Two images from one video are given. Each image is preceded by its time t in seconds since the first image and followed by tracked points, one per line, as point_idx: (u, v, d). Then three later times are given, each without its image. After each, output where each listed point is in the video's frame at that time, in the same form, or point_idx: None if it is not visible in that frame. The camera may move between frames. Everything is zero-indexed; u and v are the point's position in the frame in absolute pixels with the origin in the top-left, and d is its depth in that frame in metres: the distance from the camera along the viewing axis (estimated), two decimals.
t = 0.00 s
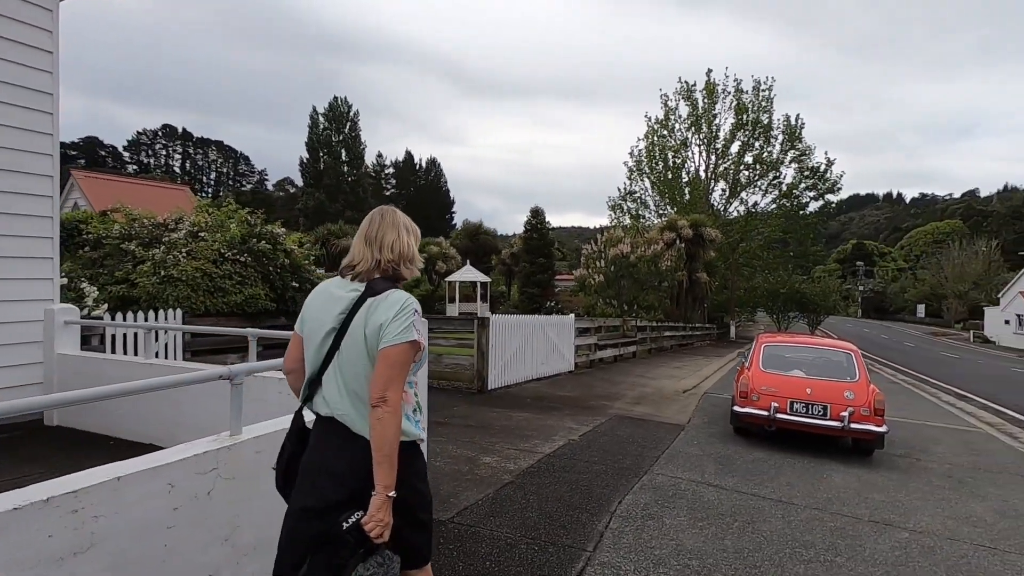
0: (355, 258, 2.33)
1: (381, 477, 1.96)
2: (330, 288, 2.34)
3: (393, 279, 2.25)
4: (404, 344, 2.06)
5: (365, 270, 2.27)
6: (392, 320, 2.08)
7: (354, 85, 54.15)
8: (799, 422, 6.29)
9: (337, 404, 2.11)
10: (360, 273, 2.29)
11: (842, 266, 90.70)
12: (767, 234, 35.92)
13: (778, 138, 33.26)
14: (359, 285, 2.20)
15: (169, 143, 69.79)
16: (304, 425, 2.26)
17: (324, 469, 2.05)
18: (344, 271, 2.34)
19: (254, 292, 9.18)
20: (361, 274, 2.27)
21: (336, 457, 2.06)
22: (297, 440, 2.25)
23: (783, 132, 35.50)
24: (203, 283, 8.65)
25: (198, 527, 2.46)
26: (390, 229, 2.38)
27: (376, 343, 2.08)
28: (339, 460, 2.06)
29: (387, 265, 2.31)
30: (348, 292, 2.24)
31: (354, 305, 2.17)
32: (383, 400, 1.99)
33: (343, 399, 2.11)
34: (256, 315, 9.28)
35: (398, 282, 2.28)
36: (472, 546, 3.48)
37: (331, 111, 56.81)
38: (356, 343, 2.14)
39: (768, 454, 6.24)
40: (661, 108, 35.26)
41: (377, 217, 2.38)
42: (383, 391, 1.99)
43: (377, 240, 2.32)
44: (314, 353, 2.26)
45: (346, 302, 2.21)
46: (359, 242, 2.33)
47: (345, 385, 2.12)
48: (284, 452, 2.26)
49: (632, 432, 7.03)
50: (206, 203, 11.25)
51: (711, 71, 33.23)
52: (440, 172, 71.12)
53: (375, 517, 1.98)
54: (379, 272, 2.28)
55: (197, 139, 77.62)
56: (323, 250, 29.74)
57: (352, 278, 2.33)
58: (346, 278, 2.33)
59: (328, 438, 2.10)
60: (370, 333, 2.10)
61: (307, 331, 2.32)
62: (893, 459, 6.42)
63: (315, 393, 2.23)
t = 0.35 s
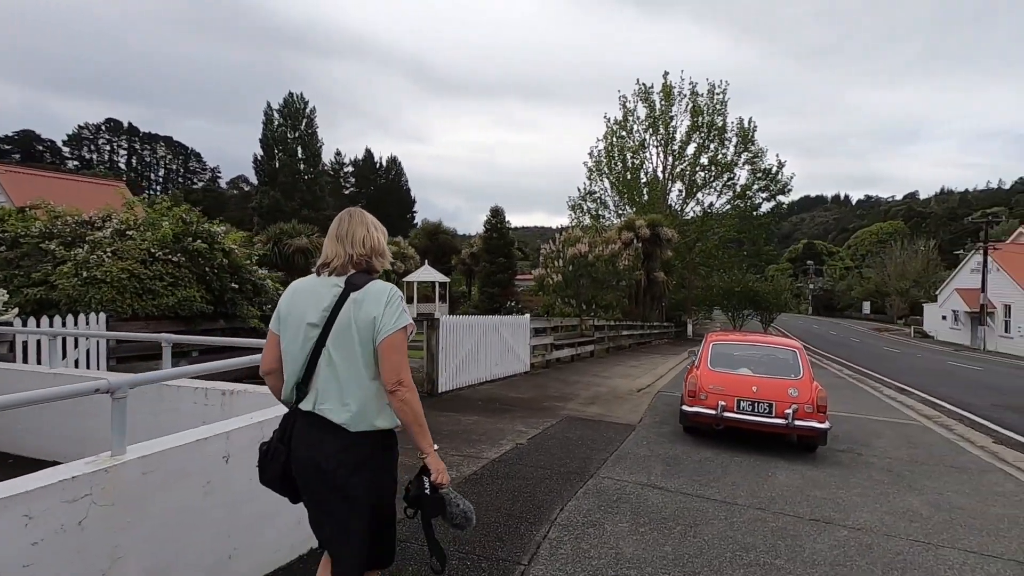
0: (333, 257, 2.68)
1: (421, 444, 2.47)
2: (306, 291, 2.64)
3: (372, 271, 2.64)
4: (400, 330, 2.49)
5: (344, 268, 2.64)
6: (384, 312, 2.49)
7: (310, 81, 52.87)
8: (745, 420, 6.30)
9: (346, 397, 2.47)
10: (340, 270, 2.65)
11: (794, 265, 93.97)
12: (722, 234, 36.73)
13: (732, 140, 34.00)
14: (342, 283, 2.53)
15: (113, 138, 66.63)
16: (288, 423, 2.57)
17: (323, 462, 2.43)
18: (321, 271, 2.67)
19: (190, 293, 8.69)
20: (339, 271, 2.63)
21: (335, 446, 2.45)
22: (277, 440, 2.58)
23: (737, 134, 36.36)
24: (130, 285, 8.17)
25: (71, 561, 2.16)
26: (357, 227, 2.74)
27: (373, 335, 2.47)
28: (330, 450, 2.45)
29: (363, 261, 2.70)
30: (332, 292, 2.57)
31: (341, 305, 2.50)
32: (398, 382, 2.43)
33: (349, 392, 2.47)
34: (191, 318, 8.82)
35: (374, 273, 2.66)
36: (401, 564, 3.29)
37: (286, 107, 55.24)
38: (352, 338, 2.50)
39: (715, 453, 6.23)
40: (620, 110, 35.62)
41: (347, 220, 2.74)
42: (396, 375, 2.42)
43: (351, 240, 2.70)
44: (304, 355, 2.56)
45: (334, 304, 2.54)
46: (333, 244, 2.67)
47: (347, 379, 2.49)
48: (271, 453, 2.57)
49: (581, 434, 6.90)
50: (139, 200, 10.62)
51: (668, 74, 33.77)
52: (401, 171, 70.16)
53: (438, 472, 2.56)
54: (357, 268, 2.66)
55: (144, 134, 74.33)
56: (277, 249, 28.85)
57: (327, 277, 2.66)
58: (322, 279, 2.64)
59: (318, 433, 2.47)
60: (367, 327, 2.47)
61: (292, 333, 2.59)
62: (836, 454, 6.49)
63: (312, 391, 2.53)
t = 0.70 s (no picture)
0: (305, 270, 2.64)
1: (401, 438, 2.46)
2: (278, 301, 2.61)
3: (344, 285, 2.63)
4: (369, 339, 2.47)
5: (316, 280, 2.60)
6: (353, 322, 2.46)
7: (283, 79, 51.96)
8: (711, 421, 6.19)
9: (314, 402, 2.43)
10: (312, 283, 2.61)
11: (767, 264, 95.75)
12: (696, 234, 37.07)
13: (705, 140, 34.32)
14: (313, 294, 2.51)
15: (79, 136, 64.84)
16: (261, 424, 2.54)
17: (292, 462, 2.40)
18: (293, 282, 2.64)
19: (141, 296, 8.25)
20: (312, 284, 2.59)
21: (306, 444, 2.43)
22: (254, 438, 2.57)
23: (710, 135, 36.73)
24: (74, 288, 7.71)
25: None
26: (332, 244, 2.69)
27: (343, 342, 2.44)
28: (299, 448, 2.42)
29: (338, 275, 2.67)
30: (303, 303, 2.54)
31: (313, 314, 2.49)
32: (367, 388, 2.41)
33: (317, 398, 2.44)
34: (143, 321, 8.39)
35: (348, 286, 2.64)
36: None
37: (259, 105, 54.28)
38: (323, 346, 2.48)
39: (681, 455, 6.09)
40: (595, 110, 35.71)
41: (323, 232, 2.69)
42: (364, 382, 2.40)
43: (325, 253, 2.65)
44: (275, 362, 2.54)
45: (306, 314, 2.52)
46: (306, 257, 2.64)
47: (315, 382, 2.45)
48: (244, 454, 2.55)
49: (546, 438, 6.68)
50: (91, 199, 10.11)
51: (641, 74, 33.96)
52: (377, 171, 69.50)
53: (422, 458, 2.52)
54: (330, 281, 2.62)
55: (112, 133, 72.42)
56: (247, 250, 28.20)
57: (300, 289, 2.64)
58: (295, 291, 2.62)
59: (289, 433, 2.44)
60: (335, 336, 2.45)
61: (265, 342, 2.58)
62: (803, 454, 6.41)
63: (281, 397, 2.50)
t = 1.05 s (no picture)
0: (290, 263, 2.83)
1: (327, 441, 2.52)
2: (264, 292, 2.79)
3: (328, 278, 2.81)
4: (340, 331, 2.61)
5: (300, 272, 2.78)
6: (329, 310, 2.62)
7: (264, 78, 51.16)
8: (689, 424, 5.99)
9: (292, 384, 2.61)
10: (299, 275, 2.79)
11: (750, 265, 96.78)
12: (680, 234, 37.13)
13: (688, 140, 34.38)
14: (295, 287, 2.69)
15: (57, 135, 63.36)
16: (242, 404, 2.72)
17: (262, 443, 2.56)
18: (276, 273, 2.80)
19: (97, 297, 7.82)
20: (299, 276, 2.77)
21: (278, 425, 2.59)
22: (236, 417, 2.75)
23: (693, 136, 36.82)
24: (24, 290, 7.28)
25: None
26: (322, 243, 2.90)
27: (318, 330, 2.60)
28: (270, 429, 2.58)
29: (322, 269, 2.86)
30: (284, 294, 2.71)
31: (292, 305, 2.66)
32: (330, 374, 2.54)
33: (293, 381, 2.61)
34: (100, 323, 8.01)
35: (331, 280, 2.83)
36: None
37: (240, 105, 53.44)
38: (304, 334, 2.65)
39: (658, 459, 5.87)
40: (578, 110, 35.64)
41: (312, 229, 2.90)
42: (329, 367, 2.53)
43: (315, 249, 2.86)
44: (257, 348, 2.71)
45: (287, 304, 2.68)
46: (299, 250, 2.83)
47: (296, 366, 2.62)
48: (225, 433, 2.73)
49: (520, 442, 6.43)
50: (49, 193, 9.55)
51: (625, 75, 33.93)
52: (361, 171, 68.91)
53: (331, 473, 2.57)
54: (315, 275, 2.81)
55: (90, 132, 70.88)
56: (224, 251, 27.59)
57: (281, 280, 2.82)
58: (278, 282, 2.79)
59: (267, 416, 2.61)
60: (311, 324, 2.62)
61: (250, 330, 2.76)
62: (783, 457, 6.25)
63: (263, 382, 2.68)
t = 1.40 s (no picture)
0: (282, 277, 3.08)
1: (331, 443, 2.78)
2: (256, 305, 3.00)
3: (320, 291, 3.09)
4: (335, 340, 2.88)
5: (294, 284, 3.01)
6: (325, 322, 2.89)
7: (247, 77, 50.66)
8: (669, 432, 5.72)
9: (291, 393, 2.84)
10: (295, 288, 3.03)
11: (736, 267, 97.46)
12: (666, 236, 37.04)
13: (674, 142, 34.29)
14: (288, 299, 2.92)
15: (36, 133, 62.15)
16: (244, 418, 2.95)
17: (270, 451, 2.81)
18: (271, 285, 3.04)
19: (48, 298, 7.34)
20: (292, 289, 3.02)
21: (282, 435, 2.81)
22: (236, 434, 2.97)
23: (679, 137, 36.79)
24: None
25: None
26: (311, 260, 3.14)
27: (315, 340, 2.86)
28: (274, 439, 2.82)
29: (312, 282, 3.13)
30: (280, 306, 2.94)
31: (288, 317, 2.90)
32: (329, 381, 2.80)
33: (292, 390, 2.84)
34: (52, 325, 7.50)
35: (322, 293, 3.10)
36: None
37: (223, 104, 52.61)
38: (300, 345, 2.89)
39: (636, 469, 5.59)
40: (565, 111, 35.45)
41: (304, 246, 3.15)
42: (328, 373, 2.79)
43: (306, 264, 3.12)
44: (253, 361, 2.92)
45: (283, 316, 2.92)
46: (294, 266, 3.07)
47: (294, 375, 2.85)
48: (226, 449, 2.94)
49: (492, 451, 6.09)
50: None
51: (611, 76, 33.84)
52: (347, 172, 68.21)
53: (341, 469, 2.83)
54: (307, 289, 3.07)
55: (70, 130, 69.59)
56: (202, 251, 26.98)
57: (275, 293, 3.06)
58: (273, 295, 3.03)
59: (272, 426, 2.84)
60: (308, 336, 2.88)
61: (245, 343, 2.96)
62: (766, 465, 5.99)
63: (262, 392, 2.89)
